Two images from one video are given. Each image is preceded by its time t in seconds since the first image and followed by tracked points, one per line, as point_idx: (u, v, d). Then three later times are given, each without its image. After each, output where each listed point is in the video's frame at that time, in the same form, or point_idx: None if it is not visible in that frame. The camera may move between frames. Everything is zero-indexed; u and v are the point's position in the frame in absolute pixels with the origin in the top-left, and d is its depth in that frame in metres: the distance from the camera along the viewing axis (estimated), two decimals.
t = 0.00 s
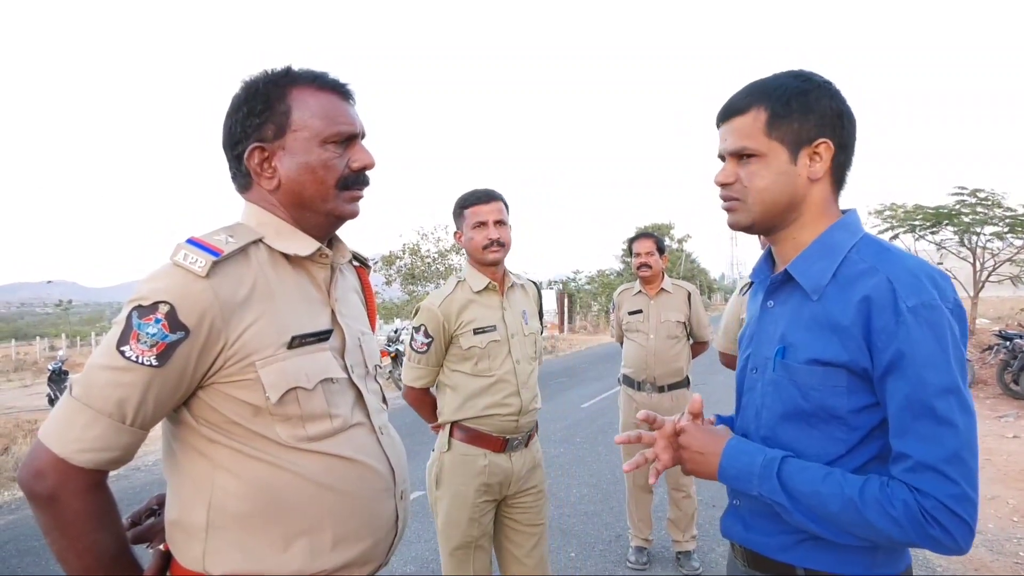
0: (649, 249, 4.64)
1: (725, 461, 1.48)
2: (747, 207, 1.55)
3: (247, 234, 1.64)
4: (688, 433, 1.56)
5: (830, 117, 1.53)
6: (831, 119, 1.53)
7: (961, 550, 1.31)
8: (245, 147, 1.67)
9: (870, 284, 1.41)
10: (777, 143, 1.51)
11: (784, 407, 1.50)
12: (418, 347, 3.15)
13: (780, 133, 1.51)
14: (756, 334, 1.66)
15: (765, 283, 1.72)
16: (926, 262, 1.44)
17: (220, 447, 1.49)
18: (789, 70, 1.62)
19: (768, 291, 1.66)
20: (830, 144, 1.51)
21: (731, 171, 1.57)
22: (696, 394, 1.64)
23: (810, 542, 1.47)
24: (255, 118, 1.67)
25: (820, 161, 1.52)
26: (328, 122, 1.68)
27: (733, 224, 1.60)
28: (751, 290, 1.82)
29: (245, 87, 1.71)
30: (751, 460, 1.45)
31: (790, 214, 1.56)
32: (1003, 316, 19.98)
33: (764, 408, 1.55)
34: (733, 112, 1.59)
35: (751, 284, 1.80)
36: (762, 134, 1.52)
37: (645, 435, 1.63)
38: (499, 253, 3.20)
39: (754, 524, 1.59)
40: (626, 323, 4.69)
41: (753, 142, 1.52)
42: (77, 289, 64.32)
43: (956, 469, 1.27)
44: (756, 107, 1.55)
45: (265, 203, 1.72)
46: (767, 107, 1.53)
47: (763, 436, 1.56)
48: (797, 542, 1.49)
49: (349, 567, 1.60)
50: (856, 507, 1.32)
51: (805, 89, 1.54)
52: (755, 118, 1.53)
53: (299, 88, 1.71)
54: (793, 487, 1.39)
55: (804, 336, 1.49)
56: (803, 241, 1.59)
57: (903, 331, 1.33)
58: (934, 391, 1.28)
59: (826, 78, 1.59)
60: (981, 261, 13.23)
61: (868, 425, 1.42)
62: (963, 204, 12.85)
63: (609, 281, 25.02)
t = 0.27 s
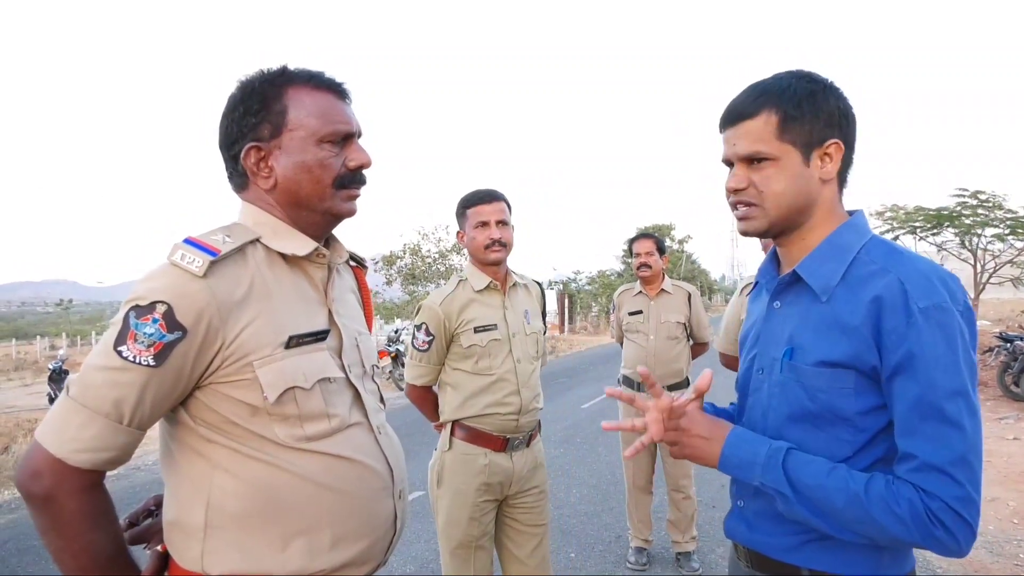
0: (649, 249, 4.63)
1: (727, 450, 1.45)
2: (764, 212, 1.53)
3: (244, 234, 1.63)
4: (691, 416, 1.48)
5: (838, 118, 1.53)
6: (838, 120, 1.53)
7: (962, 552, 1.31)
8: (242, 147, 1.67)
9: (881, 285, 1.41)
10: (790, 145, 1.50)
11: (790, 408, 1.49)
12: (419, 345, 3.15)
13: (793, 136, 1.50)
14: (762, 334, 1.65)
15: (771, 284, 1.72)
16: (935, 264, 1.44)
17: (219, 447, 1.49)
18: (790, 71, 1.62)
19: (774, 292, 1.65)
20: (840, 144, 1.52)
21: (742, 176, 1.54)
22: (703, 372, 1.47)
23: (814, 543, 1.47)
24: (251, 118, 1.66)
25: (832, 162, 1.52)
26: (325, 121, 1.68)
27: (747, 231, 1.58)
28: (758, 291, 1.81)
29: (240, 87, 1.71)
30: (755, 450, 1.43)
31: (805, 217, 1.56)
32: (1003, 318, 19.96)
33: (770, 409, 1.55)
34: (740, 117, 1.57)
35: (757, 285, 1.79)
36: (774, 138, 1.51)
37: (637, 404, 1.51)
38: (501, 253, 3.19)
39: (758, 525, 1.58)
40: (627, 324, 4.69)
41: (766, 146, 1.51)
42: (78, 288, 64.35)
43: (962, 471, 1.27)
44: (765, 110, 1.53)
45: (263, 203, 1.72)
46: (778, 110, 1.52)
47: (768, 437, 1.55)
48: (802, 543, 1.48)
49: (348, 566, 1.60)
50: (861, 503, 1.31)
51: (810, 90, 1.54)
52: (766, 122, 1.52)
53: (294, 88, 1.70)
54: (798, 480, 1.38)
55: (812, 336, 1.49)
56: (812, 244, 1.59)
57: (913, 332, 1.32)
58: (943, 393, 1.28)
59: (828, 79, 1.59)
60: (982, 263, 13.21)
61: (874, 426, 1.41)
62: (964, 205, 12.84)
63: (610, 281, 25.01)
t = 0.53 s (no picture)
0: (650, 247, 4.61)
1: (728, 443, 1.44)
2: (764, 205, 1.52)
3: (241, 232, 1.62)
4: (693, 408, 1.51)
5: (845, 114, 1.52)
6: (845, 116, 1.52)
7: (968, 552, 1.29)
8: (237, 143, 1.65)
9: (886, 283, 1.40)
10: (795, 139, 1.49)
11: (794, 407, 1.48)
12: (424, 343, 3.14)
13: (799, 130, 1.49)
14: (766, 332, 1.64)
15: (774, 281, 1.70)
16: (941, 262, 1.42)
17: (218, 446, 1.47)
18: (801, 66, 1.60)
19: (778, 290, 1.64)
20: (846, 141, 1.51)
21: (746, 167, 1.53)
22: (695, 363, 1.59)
23: (816, 542, 1.46)
24: (246, 115, 1.65)
25: (836, 159, 1.51)
26: (320, 118, 1.67)
27: (747, 223, 1.57)
28: (761, 289, 1.80)
29: (235, 83, 1.69)
30: (758, 444, 1.42)
31: (806, 213, 1.55)
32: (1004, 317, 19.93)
33: (774, 407, 1.54)
34: (747, 107, 1.56)
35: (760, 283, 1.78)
36: (781, 130, 1.49)
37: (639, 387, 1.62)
38: (506, 251, 3.18)
39: (761, 524, 1.57)
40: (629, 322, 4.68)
41: (771, 137, 1.49)
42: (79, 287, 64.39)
43: (969, 470, 1.26)
44: (773, 102, 1.52)
45: (259, 200, 1.71)
46: (786, 102, 1.51)
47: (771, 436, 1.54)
48: (805, 542, 1.47)
49: (348, 566, 1.59)
50: (868, 501, 1.29)
51: (820, 85, 1.52)
52: (773, 113, 1.51)
53: (290, 84, 1.68)
54: (802, 476, 1.36)
55: (816, 335, 1.48)
56: (814, 241, 1.58)
57: (919, 330, 1.31)
58: (950, 391, 1.27)
59: (837, 75, 1.58)
60: (983, 262, 13.19)
61: (879, 425, 1.40)
62: (965, 204, 12.81)
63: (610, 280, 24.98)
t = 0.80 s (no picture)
0: (652, 245, 4.63)
1: (738, 431, 1.41)
2: (764, 205, 1.51)
3: (238, 232, 1.61)
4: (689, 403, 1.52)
5: (843, 111, 1.51)
6: (843, 113, 1.51)
7: (978, 548, 1.29)
8: (233, 143, 1.65)
9: (888, 281, 1.39)
10: (793, 138, 1.48)
11: (795, 404, 1.47)
12: (428, 341, 3.13)
13: (798, 129, 1.48)
14: (766, 330, 1.63)
15: (775, 279, 1.70)
16: (943, 259, 1.41)
17: (217, 446, 1.47)
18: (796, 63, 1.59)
19: (778, 288, 1.63)
20: (845, 138, 1.50)
21: (746, 168, 1.52)
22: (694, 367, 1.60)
23: (818, 541, 1.45)
24: (242, 113, 1.64)
25: (836, 157, 1.50)
26: (316, 114, 1.66)
27: (749, 225, 1.56)
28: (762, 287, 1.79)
29: (230, 83, 1.68)
30: (767, 434, 1.40)
31: (807, 212, 1.54)
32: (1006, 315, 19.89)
33: (775, 405, 1.53)
34: (745, 108, 1.55)
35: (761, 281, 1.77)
36: (779, 130, 1.48)
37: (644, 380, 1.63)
38: (511, 250, 3.17)
39: (763, 522, 1.56)
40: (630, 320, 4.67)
41: (769, 138, 1.49)
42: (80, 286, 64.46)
43: (980, 465, 1.25)
44: (770, 102, 1.51)
45: (257, 200, 1.70)
46: (784, 102, 1.50)
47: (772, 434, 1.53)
48: (806, 541, 1.46)
49: (348, 565, 1.58)
50: (880, 493, 1.28)
51: (816, 83, 1.51)
52: (770, 114, 1.50)
53: (285, 82, 1.67)
54: (812, 466, 1.35)
55: (817, 333, 1.47)
56: (816, 239, 1.57)
57: (924, 327, 1.30)
58: (959, 386, 1.26)
59: (833, 72, 1.57)
60: (985, 260, 13.16)
61: (883, 422, 1.39)
62: (967, 202, 12.78)
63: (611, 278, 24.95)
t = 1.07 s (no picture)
0: (652, 243, 4.61)
1: (717, 445, 1.41)
2: (761, 199, 1.51)
3: (237, 230, 1.61)
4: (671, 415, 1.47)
5: (846, 108, 1.50)
6: (847, 109, 1.50)
7: (963, 547, 1.28)
8: (231, 138, 1.64)
9: (888, 279, 1.38)
10: (794, 133, 1.48)
11: (795, 403, 1.47)
12: (430, 340, 3.13)
13: (799, 123, 1.47)
14: (767, 329, 1.62)
15: (776, 277, 1.69)
16: (944, 257, 1.41)
17: (217, 445, 1.46)
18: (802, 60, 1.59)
19: (779, 286, 1.63)
20: (847, 135, 1.49)
21: (746, 162, 1.52)
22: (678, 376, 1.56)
23: (816, 539, 1.45)
24: (240, 110, 1.63)
25: (837, 153, 1.49)
26: (315, 111, 1.65)
27: (746, 217, 1.56)
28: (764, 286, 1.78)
29: (229, 78, 1.68)
30: (748, 444, 1.40)
31: (806, 208, 1.53)
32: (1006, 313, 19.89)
33: (775, 404, 1.52)
34: (747, 102, 1.55)
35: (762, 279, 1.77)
36: (779, 124, 1.48)
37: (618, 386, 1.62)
38: (513, 249, 3.16)
39: (763, 521, 1.56)
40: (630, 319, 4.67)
41: (770, 132, 1.48)
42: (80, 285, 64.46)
43: (967, 465, 1.24)
44: (772, 97, 1.51)
45: (254, 196, 1.69)
46: (785, 97, 1.49)
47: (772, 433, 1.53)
48: (806, 539, 1.46)
49: (348, 565, 1.58)
50: (861, 496, 1.28)
51: (820, 79, 1.51)
52: (772, 108, 1.49)
53: (286, 77, 1.67)
54: (794, 473, 1.35)
55: (817, 331, 1.46)
56: (816, 236, 1.56)
57: (921, 325, 1.29)
58: (949, 384, 1.25)
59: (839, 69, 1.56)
60: (985, 258, 13.15)
61: (882, 421, 1.39)
62: (967, 200, 12.77)
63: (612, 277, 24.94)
